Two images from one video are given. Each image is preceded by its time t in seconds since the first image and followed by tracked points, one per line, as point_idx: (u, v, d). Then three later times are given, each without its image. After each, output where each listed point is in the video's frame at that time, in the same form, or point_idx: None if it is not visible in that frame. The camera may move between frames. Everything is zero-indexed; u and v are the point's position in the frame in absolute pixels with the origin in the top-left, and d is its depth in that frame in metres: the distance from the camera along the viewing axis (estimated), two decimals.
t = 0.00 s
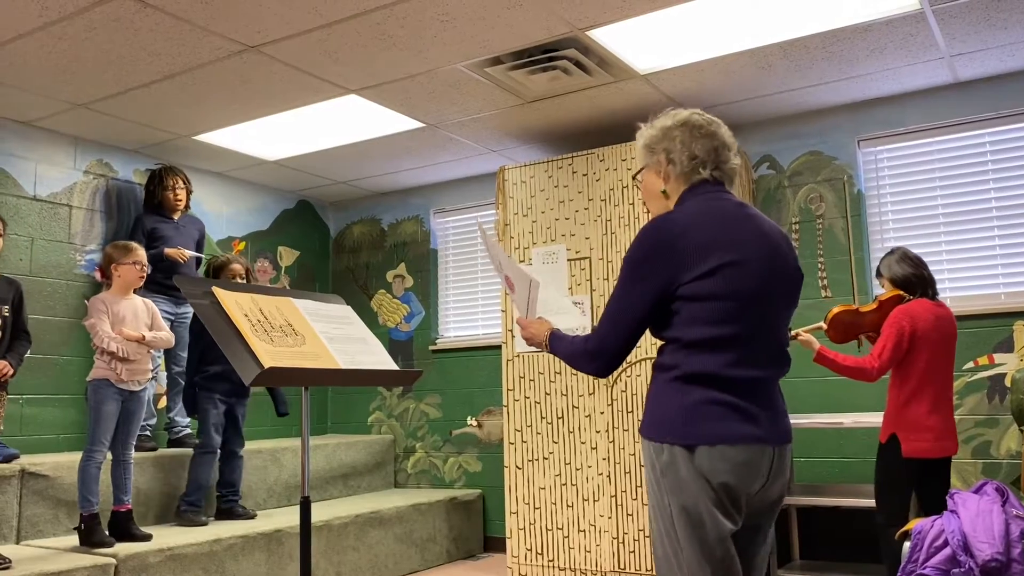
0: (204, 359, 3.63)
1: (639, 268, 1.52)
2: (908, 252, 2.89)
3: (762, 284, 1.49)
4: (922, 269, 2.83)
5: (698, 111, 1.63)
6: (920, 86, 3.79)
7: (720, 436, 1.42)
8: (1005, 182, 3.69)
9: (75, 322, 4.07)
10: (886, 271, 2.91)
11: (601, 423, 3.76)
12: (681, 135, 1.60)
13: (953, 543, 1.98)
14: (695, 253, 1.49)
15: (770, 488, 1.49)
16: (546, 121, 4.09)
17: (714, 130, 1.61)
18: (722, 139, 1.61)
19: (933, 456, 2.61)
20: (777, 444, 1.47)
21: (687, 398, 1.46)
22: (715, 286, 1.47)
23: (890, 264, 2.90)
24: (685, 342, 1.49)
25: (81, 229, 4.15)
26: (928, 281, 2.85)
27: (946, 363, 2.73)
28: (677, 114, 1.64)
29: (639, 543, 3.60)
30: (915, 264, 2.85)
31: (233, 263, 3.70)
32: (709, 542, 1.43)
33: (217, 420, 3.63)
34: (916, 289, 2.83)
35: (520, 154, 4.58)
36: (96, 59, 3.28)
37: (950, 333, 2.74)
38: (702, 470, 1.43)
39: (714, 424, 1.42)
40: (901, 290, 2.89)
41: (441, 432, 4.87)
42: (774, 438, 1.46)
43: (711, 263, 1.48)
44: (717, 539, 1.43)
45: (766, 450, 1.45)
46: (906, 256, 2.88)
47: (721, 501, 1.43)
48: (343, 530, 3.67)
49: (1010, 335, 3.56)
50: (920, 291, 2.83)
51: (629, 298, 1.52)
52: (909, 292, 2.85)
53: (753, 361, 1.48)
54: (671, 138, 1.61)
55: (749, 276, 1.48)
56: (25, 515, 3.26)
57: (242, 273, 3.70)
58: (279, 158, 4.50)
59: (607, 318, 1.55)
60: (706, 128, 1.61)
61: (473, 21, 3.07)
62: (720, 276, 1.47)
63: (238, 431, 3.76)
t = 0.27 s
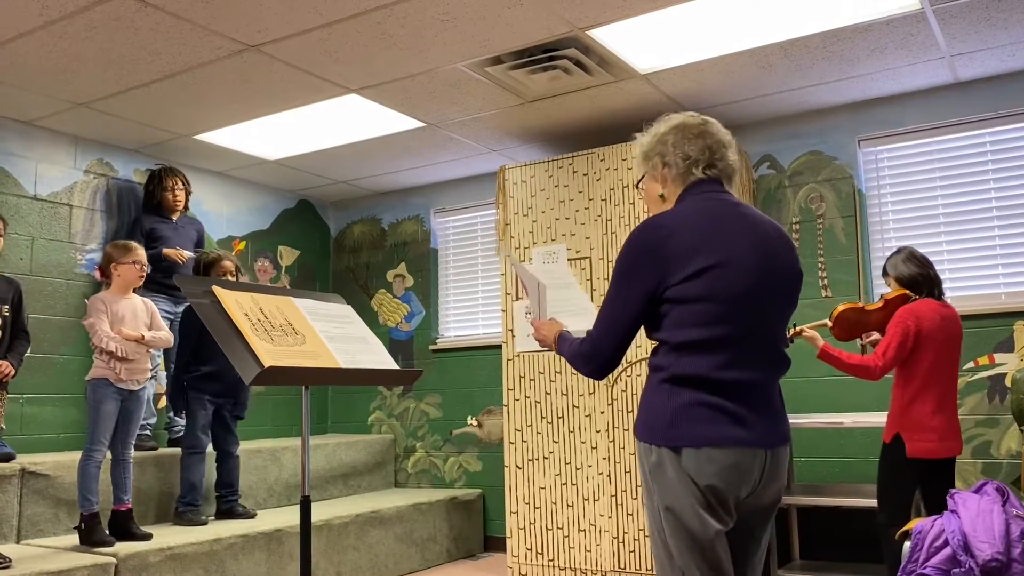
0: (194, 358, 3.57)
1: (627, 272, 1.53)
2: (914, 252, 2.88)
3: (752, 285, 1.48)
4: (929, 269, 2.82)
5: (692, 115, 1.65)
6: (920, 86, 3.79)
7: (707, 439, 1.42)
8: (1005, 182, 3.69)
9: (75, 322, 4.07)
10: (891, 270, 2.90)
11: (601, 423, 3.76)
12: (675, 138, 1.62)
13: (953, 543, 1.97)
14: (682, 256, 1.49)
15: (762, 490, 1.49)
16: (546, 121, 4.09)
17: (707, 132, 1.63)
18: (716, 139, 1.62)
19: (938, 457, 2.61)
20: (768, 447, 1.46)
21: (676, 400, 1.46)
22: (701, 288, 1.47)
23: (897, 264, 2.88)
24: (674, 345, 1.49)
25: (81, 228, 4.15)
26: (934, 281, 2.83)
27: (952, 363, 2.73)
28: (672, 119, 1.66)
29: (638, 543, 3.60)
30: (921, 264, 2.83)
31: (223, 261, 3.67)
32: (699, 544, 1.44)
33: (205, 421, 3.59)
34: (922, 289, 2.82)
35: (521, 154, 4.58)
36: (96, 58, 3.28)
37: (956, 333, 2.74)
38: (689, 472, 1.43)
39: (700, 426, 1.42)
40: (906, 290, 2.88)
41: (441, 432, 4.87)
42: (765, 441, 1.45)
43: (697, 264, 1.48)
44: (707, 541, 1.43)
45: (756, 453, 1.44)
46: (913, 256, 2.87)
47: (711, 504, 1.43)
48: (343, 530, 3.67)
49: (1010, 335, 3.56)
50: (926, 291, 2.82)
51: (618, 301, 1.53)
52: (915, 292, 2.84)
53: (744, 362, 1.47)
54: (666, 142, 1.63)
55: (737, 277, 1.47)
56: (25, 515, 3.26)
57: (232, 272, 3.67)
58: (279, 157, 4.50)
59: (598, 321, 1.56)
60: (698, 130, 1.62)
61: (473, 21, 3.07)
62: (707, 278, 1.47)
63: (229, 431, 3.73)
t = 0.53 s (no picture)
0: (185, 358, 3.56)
1: (619, 272, 1.53)
2: (920, 251, 2.85)
3: (745, 282, 1.48)
4: (933, 269, 2.79)
5: (701, 104, 1.63)
6: (921, 86, 3.79)
7: (702, 437, 1.42)
8: (1005, 182, 3.69)
9: (75, 321, 4.07)
10: (896, 270, 2.88)
11: (601, 422, 3.76)
12: (680, 131, 1.61)
13: (953, 542, 1.98)
14: (674, 254, 1.49)
15: (761, 488, 1.48)
16: (547, 120, 4.09)
17: (712, 127, 1.61)
18: (720, 137, 1.61)
19: (937, 457, 2.61)
20: (765, 443, 1.45)
21: (672, 398, 1.46)
22: (694, 286, 1.47)
23: (901, 263, 2.86)
24: (668, 343, 1.49)
25: (82, 227, 4.15)
26: (938, 280, 2.81)
27: (955, 363, 2.72)
28: (681, 106, 1.64)
29: (638, 543, 3.59)
30: (926, 264, 2.81)
31: (217, 259, 3.66)
32: (697, 543, 1.43)
33: (198, 421, 3.58)
34: (924, 289, 2.80)
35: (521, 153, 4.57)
36: (96, 57, 3.28)
37: (959, 332, 2.73)
38: (686, 470, 1.43)
39: (696, 424, 1.43)
40: (909, 289, 2.87)
41: (441, 431, 4.87)
42: (761, 438, 1.44)
43: (689, 262, 1.48)
44: (704, 540, 1.43)
45: (753, 450, 1.44)
46: (918, 255, 2.84)
47: (708, 502, 1.43)
48: (343, 529, 3.67)
49: (1010, 335, 3.56)
50: (928, 291, 2.80)
51: (612, 301, 1.53)
52: (918, 292, 2.82)
53: (739, 359, 1.47)
54: (671, 134, 1.62)
55: (730, 274, 1.47)
56: (25, 514, 3.26)
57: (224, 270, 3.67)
58: (280, 157, 4.50)
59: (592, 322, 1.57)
60: (705, 124, 1.60)
61: (474, 20, 3.07)
62: (699, 276, 1.47)
63: (223, 431, 3.73)
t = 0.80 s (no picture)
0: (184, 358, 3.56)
1: (622, 275, 1.53)
2: (920, 250, 2.84)
3: (747, 287, 1.48)
4: (933, 268, 2.79)
5: (691, 109, 1.63)
6: (921, 86, 3.79)
7: (703, 439, 1.42)
8: (1005, 182, 3.69)
9: (75, 320, 4.07)
10: (897, 269, 2.88)
11: (601, 422, 3.76)
12: (672, 135, 1.61)
13: (953, 542, 1.98)
14: (677, 258, 1.49)
15: (758, 491, 1.49)
16: (547, 119, 4.09)
17: (704, 131, 1.61)
18: (712, 142, 1.61)
19: (932, 456, 2.62)
20: (764, 447, 1.46)
21: (673, 400, 1.46)
22: (697, 289, 1.47)
23: (902, 262, 2.86)
24: (669, 346, 1.49)
25: (82, 226, 4.15)
26: (938, 280, 2.80)
27: (953, 363, 2.72)
28: (669, 112, 1.64)
29: (638, 542, 3.60)
30: (927, 263, 2.80)
31: (213, 258, 3.66)
32: (695, 544, 1.43)
33: (197, 421, 3.59)
34: (923, 289, 2.79)
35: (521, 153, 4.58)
36: (97, 56, 3.28)
37: (958, 332, 2.72)
38: (684, 471, 1.43)
39: (696, 426, 1.42)
40: (909, 288, 2.86)
41: (442, 430, 4.87)
42: (760, 442, 1.45)
43: (692, 266, 1.48)
44: (702, 541, 1.43)
45: (752, 453, 1.44)
46: (919, 254, 2.84)
47: (706, 503, 1.43)
48: (343, 528, 3.67)
49: (1010, 335, 3.56)
50: (928, 290, 2.79)
51: (614, 305, 1.53)
52: (917, 291, 2.82)
53: (740, 363, 1.47)
54: (663, 138, 1.62)
55: (733, 278, 1.47)
56: (25, 513, 3.26)
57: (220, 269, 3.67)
58: (280, 156, 4.50)
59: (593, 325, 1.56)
60: (697, 129, 1.61)
61: (474, 19, 3.07)
62: (702, 280, 1.47)
63: (223, 431, 3.73)
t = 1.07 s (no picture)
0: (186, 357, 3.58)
1: (624, 272, 1.52)
2: (915, 249, 2.85)
3: (747, 282, 1.49)
4: (929, 267, 2.79)
5: (680, 105, 1.63)
6: (922, 85, 3.79)
7: (709, 433, 1.42)
8: (1005, 181, 3.69)
9: (75, 319, 4.07)
10: (892, 268, 2.88)
11: (601, 421, 3.76)
12: (664, 132, 1.60)
13: (953, 541, 1.98)
14: (678, 253, 1.49)
15: (760, 484, 1.50)
16: (547, 118, 4.09)
17: (696, 127, 1.61)
18: (703, 137, 1.61)
19: (930, 455, 2.61)
20: (765, 440, 1.47)
21: (676, 395, 1.46)
22: (699, 285, 1.47)
23: (898, 261, 2.86)
24: (671, 342, 1.49)
25: (82, 225, 4.15)
26: (935, 280, 2.80)
27: (950, 363, 2.73)
28: (660, 107, 1.64)
29: (638, 541, 3.60)
30: (923, 262, 2.80)
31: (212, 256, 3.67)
32: (701, 540, 1.43)
33: (198, 420, 3.59)
34: (921, 288, 2.79)
35: (521, 152, 4.57)
36: (97, 55, 3.27)
37: (955, 332, 2.73)
38: (690, 467, 1.43)
39: (702, 421, 1.42)
40: (906, 288, 2.86)
41: (442, 430, 4.87)
42: (761, 435, 1.46)
43: (693, 262, 1.48)
44: (709, 537, 1.43)
45: (754, 446, 1.45)
46: (914, 253, 2.84)
47: (712, 498, 1.43)
48: (343, 527, 3.67)
49: (1010, 335, 3.56)
50: (924, 290, 2.78)
51: (615, 302, 1.52)
52: (915, 291, 2.81)
53: (741, 357, 1.48)
54: (654, 135, 1.61)
55: (734, 273, 1.48)
56: (25, 511, 3.26)
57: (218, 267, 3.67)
58: (280, 155, 4.50)
59: (595, 322, 1.55)
60: (688, 125, 1.61)
61: (475, 18, 3.07)
62: (704, 276, 1.47)
63: (223, 430, 3.73)
